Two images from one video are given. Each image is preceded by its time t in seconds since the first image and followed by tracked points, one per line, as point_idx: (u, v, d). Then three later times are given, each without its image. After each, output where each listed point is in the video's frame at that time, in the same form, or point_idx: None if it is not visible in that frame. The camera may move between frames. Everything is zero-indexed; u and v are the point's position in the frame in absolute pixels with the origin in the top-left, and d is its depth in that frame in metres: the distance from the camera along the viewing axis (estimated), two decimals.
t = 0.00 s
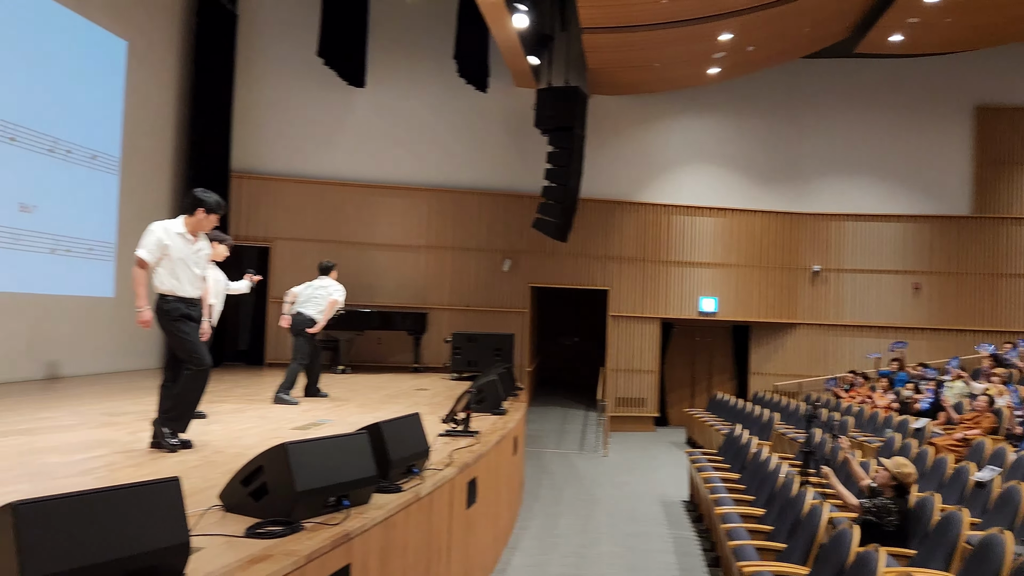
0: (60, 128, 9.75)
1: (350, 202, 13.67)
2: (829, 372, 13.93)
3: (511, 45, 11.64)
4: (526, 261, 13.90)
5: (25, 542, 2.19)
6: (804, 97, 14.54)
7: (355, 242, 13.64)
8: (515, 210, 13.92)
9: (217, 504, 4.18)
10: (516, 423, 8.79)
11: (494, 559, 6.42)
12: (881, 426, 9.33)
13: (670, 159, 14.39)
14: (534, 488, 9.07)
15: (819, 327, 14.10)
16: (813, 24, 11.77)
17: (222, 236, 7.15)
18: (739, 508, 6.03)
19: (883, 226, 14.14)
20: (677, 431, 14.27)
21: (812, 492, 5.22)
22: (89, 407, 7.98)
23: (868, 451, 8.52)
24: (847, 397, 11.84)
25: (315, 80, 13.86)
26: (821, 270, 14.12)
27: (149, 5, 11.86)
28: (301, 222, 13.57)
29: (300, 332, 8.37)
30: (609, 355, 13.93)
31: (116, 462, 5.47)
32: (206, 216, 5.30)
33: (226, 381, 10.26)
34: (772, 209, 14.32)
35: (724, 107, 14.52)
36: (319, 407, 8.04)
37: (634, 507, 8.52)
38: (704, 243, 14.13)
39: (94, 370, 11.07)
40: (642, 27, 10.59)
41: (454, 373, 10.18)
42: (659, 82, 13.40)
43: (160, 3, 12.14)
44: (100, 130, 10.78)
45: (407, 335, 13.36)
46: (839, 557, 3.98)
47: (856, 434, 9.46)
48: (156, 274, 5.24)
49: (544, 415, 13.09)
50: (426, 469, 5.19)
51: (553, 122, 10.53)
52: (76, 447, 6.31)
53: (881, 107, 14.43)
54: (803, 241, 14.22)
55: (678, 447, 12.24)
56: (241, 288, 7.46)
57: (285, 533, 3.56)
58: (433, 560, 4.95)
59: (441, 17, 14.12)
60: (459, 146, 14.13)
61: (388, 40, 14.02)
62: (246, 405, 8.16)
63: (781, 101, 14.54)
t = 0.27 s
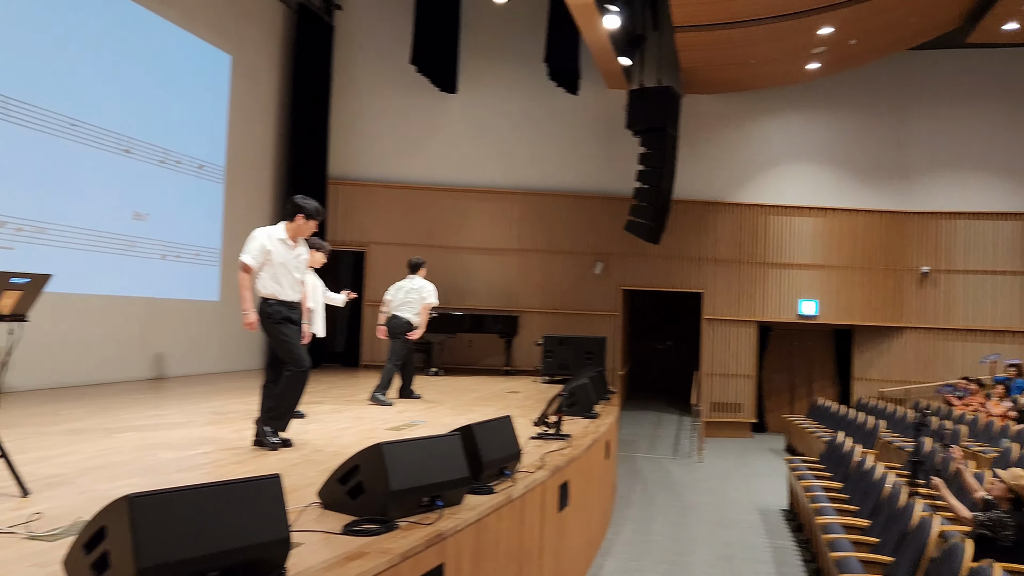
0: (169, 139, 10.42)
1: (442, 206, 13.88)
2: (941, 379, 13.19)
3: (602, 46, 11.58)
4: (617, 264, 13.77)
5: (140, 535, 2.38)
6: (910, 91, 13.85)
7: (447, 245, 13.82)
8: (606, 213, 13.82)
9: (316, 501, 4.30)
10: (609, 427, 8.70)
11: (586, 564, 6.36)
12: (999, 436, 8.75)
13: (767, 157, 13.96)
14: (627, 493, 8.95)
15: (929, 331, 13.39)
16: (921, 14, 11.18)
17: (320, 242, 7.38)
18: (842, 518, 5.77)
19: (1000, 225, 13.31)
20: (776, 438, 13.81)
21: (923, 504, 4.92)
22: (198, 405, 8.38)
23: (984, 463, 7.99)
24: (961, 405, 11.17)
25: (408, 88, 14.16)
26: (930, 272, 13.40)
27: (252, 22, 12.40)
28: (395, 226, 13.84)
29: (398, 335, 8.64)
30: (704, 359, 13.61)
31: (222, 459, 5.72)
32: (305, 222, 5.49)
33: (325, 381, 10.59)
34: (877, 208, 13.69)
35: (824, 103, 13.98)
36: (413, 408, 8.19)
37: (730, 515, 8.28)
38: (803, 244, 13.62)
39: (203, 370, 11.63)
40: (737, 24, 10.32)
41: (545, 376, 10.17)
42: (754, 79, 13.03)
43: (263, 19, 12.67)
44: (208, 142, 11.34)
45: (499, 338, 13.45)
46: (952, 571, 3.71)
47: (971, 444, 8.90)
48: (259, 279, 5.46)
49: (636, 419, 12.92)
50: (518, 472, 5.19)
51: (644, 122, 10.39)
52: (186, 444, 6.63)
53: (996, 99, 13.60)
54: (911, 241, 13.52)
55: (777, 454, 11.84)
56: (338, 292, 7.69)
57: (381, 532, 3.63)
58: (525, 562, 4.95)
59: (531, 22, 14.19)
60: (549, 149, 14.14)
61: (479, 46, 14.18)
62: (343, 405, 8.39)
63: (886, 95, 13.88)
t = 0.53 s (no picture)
0: (247, 145, 10.79)
1: (513, 208, 13.92)
2: None
3: (674, 44, 11.42)
4: (690, 265, 13.55)
5: (220, 527, 2.46)
6: (1002, 83, 13.19)
7: (518, 247, 13.85)
8: (679, 213, 13.62)
9: (389, 499, 4.37)
10: (682, 430, 8.56)
11: (658, 569, 6.28)
12: None
13: (847, 155, 13.51)
14: (701, 498, 8.80)
15: (1023, 334, 12.73)
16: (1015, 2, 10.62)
17: (392, 245, 7.51)
18: (928, 528, 5.52)
19: None
20: (858, 444, 13.34)
21: (1015, 514, 4.66)
22: (275, 404, 8.63)
23: None
24: None
25: (478, 91, 14.27)
26: None
27: (327, 30, 12.72)
28: (466, 229, 13.95)
29: (472, 336, 8.70)
30: (781, 362, 13.24)
31: (299, 457, 5.86)
32: (377, 225, 5.59)
33: (398, 382, 10.75)
34: (966, 206, 13.08)
35: (908, 97, 13.44)
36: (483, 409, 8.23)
37: (809, 522, 8.04)
38: (886, 243, 13.13)
39: (282, 371, 11.96)
40: (815, 18, 10.03)
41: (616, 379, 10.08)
42: (833, 74, 12.62)
43: (337, 28, 12.98)
44: (284, 149, 11.68)
45: (570, 339, 13.41)
46: None
47: None
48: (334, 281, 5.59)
49: (710, 423, 12.67)
50: (589, 474, 5.15)
51: (719, 121, 10.20)
52: (264, 442, 6.84)
53: None
54: (1003, 240, 12.87)
55: (859, 461, 11.43)
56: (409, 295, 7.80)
57: (453, 531, 3.65)
58: (597, 565, 4.92)
59: (601, 22, 14.11)
60: (619, 149, 14.02)
61: (549, 48, 14.20)
62: (415, 405, 8.51)
63: (975, 88, 13.25)
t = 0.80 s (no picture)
0: (296, 149, 10.98)
1: (559, 210, 13.89)
2: None
3: (722, 43, 11.28)
4: (739, 267, 13.35)
5: (270, 527, 2.50)
6: None
7: (564, 250, 13.81)
8: (727, 214, 13.42)
9: (435, 501, 4.39)
10: (730, 435, 8.44)
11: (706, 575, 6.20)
12: None
13: (901, 154, 13.17)
14: (750, 503, 8.65)
15: None
16: None
17: (438, 249, 7.56)
18: (987, 537, 5.33)
19: None
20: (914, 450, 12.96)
21: None
22: (324, 405, 8.76)
23: None
24: None
25: (524, 93, 14.28)
26: None
27: (374, 36, 12.87)
28: (512, 231, 13.97)
29: (519, 339, 8.72)
30: (833, 366, 12.92)
31: (347, 458, 5.93)
32: (424, 228, 5.63)
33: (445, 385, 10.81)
34: None
35: (966, 93, 13.03)
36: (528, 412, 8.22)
37: (863, 529, 7.85)
38: (944, 244, 12.73)
39: (331, 372, 12.12)
40: (868, 14, 9.79)
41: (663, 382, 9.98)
42: (886, 72, 12.31)
43: (384, 33, 13.13)
44: (332, 154, 11.85)
45: (617, 342, 13.33)
46: None
47: None
48: (382, 284, 5.65)
49: (759, 427, 12.45)
50: (636, 478, 5.10)
51: (769, 121, 10.04)
52: (314, 442, 6.94)
53: None
54: None
55: (915, 467, 11.11)
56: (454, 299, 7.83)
57: (498, 533, 3.65)
58: (644, 570, 4.87)
59: (647, 23, 14.02)
60: (665, 150, 13.89)
61: (595, 50, 14.15)
62: (461, 408, 8.53)
63: None
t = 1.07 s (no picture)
0: (336, 153, 11.10)
1: (597, 212, 13.83)
2: None
3: (763, 42, 11.12)
4: (782, 269, 13.14)
5: (311, 525, 2.53)
6: None
7: (602, 251, 13.75)
8: (769, 215, 13.24)
9: (473, 502, 4.40)
10: (772, 439, 8.32)
11: None
12: None
13: (949, 153, 12.85)
14: (792, 508, 8.51)
15: None
16: None
17: (475, 252, 7.61)
18: None
19: None
20: (962, 455, 12.62)
21: None
22: (363, 406, 8.83)
23: None
24: None
25: (562, 95, 14.27)
26: None
27: (413, 40, 12.97)
28: (550, 233, 13.94)
29: (554, 342, 8.75)
30: (878, 369, 12.61)
31: (386, 459, 5.98)
32: (462, 230, 5.65)
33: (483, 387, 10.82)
34: None
35: (1017, 90, 12.67)
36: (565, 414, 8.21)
37: (909, 536, 7.67)
38: (994, 245, 12.39)
39: (370, 373, 12.20)
40: (914, 10, 9.56)
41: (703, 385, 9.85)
42: (934, 69, 12.02)
43: (423, 37, 13.23)
44: (372, 157, 11.95)
45: (656, 344, 13.23)
46: None
47: None
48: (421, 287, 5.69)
49: (802, 432, 12.24)
50: (675, 481, 5.06)
51: (812, 121, 9.86)
52: (353, 443, 7.00)
53: None
54: None
55: (963, 473, 10.81)
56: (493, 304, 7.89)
57: (536, 535, 3.64)
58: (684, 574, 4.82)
59: (687, 22, 13.90)
60: (705, 151, 13.75)
61: (633, 51, 14.07)
62: (499, 409, 8.55)
63: None
